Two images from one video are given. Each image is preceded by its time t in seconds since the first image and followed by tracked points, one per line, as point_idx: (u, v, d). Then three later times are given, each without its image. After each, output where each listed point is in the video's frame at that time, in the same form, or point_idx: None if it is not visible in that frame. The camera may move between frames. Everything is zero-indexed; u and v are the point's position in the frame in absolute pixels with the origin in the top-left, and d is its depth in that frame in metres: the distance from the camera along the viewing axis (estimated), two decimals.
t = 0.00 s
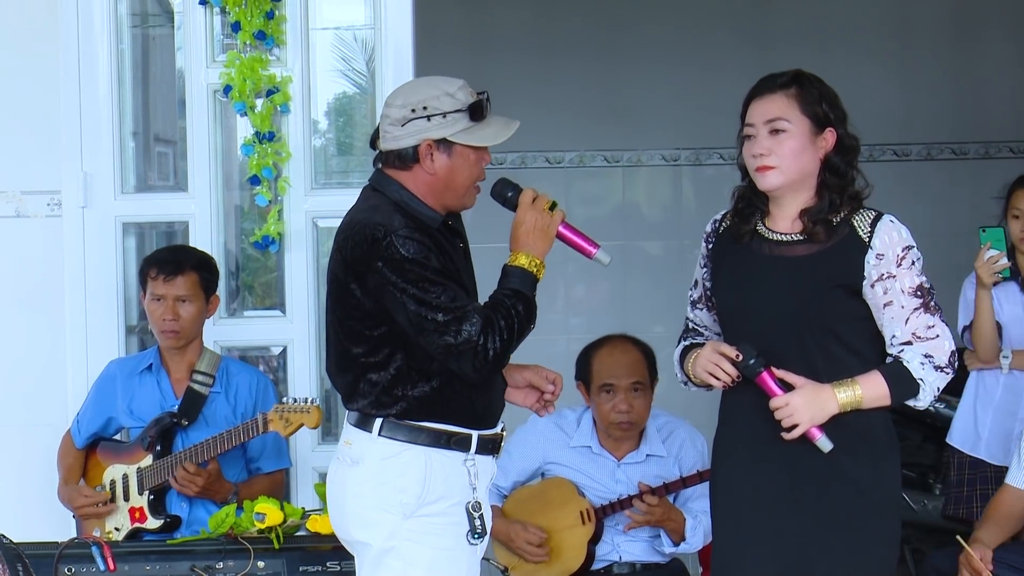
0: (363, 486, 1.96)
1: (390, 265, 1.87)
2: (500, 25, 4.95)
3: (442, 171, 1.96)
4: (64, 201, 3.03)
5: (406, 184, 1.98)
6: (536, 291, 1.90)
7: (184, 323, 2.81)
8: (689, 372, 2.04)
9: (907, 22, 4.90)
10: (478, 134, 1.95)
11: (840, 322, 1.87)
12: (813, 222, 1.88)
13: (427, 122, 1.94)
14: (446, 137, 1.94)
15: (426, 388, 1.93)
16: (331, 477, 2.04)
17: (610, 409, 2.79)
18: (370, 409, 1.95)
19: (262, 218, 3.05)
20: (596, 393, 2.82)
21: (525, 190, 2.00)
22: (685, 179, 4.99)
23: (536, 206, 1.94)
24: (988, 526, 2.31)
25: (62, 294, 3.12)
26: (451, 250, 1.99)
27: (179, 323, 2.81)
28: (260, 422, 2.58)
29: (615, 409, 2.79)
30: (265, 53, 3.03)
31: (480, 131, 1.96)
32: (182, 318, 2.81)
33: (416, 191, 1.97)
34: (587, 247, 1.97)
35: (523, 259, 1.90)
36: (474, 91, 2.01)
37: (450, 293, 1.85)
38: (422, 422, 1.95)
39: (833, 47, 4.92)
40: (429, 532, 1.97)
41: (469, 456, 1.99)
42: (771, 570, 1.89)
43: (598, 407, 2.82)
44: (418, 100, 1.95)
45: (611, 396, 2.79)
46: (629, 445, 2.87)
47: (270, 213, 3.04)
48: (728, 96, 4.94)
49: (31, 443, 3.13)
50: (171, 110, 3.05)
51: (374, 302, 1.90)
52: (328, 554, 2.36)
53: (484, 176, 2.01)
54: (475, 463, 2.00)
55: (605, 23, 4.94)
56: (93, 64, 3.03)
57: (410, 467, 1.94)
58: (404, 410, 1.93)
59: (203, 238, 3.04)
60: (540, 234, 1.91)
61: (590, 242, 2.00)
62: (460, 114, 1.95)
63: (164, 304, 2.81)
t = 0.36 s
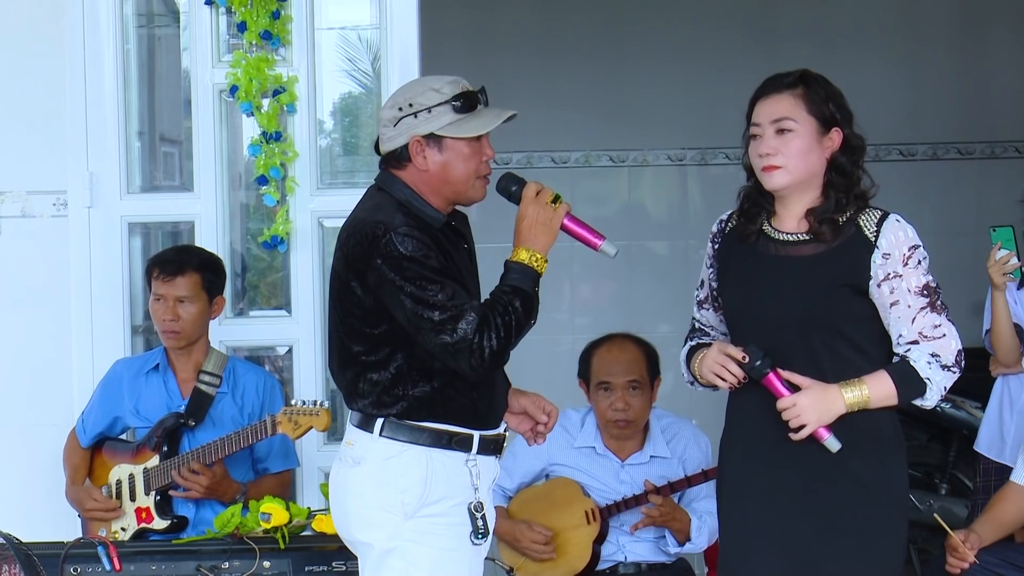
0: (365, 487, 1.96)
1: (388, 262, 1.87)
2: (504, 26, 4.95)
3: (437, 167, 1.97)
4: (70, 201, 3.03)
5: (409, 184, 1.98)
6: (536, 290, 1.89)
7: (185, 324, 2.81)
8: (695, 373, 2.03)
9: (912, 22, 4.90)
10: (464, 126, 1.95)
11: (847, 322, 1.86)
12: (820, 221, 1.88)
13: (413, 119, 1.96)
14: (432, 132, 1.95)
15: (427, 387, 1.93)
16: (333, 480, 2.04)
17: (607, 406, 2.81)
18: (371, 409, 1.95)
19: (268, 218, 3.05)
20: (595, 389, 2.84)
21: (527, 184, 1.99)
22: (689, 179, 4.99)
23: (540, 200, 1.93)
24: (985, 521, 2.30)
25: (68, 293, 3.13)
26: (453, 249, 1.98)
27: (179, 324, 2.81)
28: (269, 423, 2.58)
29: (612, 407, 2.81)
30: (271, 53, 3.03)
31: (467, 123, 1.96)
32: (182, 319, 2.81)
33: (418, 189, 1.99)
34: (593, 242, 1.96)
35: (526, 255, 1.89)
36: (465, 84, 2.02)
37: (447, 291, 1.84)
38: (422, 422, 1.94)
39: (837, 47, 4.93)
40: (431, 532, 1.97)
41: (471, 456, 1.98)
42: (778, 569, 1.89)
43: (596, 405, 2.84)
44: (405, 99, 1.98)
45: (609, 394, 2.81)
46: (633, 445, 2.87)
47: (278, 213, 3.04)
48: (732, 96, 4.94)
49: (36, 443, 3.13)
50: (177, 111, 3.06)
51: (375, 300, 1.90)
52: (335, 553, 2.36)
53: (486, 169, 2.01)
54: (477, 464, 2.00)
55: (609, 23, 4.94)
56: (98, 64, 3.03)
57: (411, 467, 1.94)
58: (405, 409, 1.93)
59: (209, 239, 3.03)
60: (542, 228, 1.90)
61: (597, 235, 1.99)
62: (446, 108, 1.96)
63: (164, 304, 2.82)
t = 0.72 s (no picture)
0: (359, 490, 1.96)
1: (374, 259, 1.88)
2: (506, 25, 4.95)
3: (429, 167, 1.98)
4: (73, 201, 3.03)
5: (407, 186, 2.00)
6: (526, 288, 1.87)
7: (182, 324, 2.80)
8: (700, 373, 2.03)
9: (915, 21, 4.90)
10: (447, 122, 1.96)
11: (851, 322, 1.86)
12: (823, 222, 1.88)
13: (401, 122, 1.98)
14: (418, 133, 1.96)
15: (419, 387, 1.93)
16: (334, 483, 2.05)
17: (601, 405, 2.82)
18: (365, 410, 1.95)
19: (271, 218, 3.06)
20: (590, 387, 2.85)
21: (523, 180, 1.98)
22: (692, 179, 4.99)
23: (532, 195, 1.93)
24: (996, 521, 2.31)
25: (72, 294, 3.13)
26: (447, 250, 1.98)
27: (176, 324, 2.80)
28: (273, 425, 2.59)
29: (606, 406, 2.82)
30: (274, 53, 3.03)
31: (451, 120, 1.96)
32: (179, 319, 2.80)
33: (415, 191, 2.00)
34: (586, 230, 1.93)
35: (517, 251, 1.88)
36: (453, 83, 2.03)
37: (432, 286, 1.84)
38: (415, 424, 1.94)
39: (839, 47, 4.93)
40: (425, 536, 1.96)
41: (466, 460, 1.97)
42: (783, 570, 1.89)
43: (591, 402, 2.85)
44: (392, 104, 2.01)
45: (602, 392, 2.82)
46: (636, 446, 2.87)
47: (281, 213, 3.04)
48: (735, 96, 4.94)
49: (39, 444, 3.13)
50: (180, 111, 3.05)
51: (364, 298, 1.92)
52: (338, 553, 2.36)
53: (478, 166, 1.99)
54: (473, 466, 1.98)
55: (611, 23, 4.94)
56: (101, 64, 3.03)
57: (404, 470, 1.94)
58: (398, 409, 1.93)
59: (210, 239, 3.03)
60: (532, 223, 1.89)
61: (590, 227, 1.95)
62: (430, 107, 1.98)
63: (163, 304, 2.81)
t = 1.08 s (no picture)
0: (368, 490, 1.97)
1: (372, 257, 1.90)
2: (508, 25, 4.95)
3: (436, 165, 1.99)
4: (75, 201, 3.03)
5: (417, 187, 2.02)
6: (523, 281, 1.86)
7: (184, 325, 2.81)
8: (702, 374, 2.03)
9: (917, 21, 4.90)
10: (445, 120, 1.96)
11: (853, 322, 1.86)
12: (827, 222, 1.88)
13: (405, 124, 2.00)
14: (418, 133, 1.98)
15: (424, 385, 1.93)
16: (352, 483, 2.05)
17: (596, 404, 2.82)
18: (376, 410, 1.95)
19: (273, 218, 3.06)
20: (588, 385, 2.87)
21: (524, 172, 1.97)
22: (694, 179, 4.99)
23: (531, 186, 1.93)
24: (993, 522, 2.30)
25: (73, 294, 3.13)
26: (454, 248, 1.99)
27: (178, 325, 2.80)
28: (275, 427, 2.60)
29: (600, 406, 2.82)
30: (276, 53, 3.03)
31: (449, 117, 1.97)
32: (181, 320, 2.81)
33: (423, 192, 2.02)
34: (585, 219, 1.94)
35: (514, 242, 1.87)
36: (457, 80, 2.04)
37: (426, 280, 1.85)
38: (425, 423, 1.93)
39: (841, 47, 4.92)
40: (435, 535, 1.95)
41: (477, 458, 1.95)
42: (785, 570, 1.89)
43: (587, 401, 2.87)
44: (400, 106, 2.05)
45: (598, 390, 2.83)
46: (637, 446, 2.87)
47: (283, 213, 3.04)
48: (737, 96, 4.93)
49: (41, 443, 3.13)
50: (182, 111, 3.05)
51: (366, 297, 1.94)
52: (339, 553, 2.36)
53: (484, 160, 1.99)
54: (485, 465, 1.96)
55: (613, 23, 4.94)
56: (103, 64, 3.03)
57: (413, 468, 1.93)
58: (404, 408, 1.93)
59: (213, 240, 3.04)
60: (529, 216, 1.89)
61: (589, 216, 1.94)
62: (430, 106, 1.99)
63: (165, 305, 2.81)
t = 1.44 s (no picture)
0: (380, 479, 1.98)
1: (381, 249, 1.92)
2: (508, 26, 4.95)
3: (450, 158, 2.00)
4: (76, 201, 3.04)
5: (433, 181, 2.03)
6: (525, 272, 1.85)
7: (186, 326, 2.81)
8: (702, 373, 2.03)
9: (918, 21, 4.90)
10: (455, 113, 1.98)
11: (853, 322, 1.86)
12: (827, 222, 1.87)
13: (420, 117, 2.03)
14: (431, 127, 2.00)
15: (433, 377, 1.93)
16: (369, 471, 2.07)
17: (596, 405, 2.83)
18: (389, 401, 1.97)
19: (275, 217, 3.06)
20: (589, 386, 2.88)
21: (534, 163, 1.94)
22: (695, 179, 4.99)
23: (537, 177, 1.91)
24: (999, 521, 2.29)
25: (74, 294, 3.13)
26: (465, 241, 1.99)
27: (180, 326, 2.81)
28: (277, 427, 2.59)
29: (600, 406, 2.83)
30: (277, 53, 3.04)
31: (460, 110, 1.98)
32: (183, 321, 2.81)
33: (440, 185, 2.03)
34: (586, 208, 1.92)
35: (516, 233, 1.87)
36: (471, 73, 2.05)
37: (429, 273, 1.86)
38: (435, 416, 1.93)
39: (841, 47, 4.92)
40: (442, 528, 1.95)
41: (485, 452, 1.94)
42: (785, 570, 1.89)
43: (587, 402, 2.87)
44: (417, 102, 2.07)
45: (598, 391, 2.84)
46: (638, 447, 2.86)
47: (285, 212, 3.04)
48: (738, 96, 4.94)
49: (42, 443, 3.13)
50: (183, 111, 3.05)
51: (377, 289, 1.95)
52: (340, 553, 2.36)
53: (497, 152, 1.99)
54: (494, 460, 1.95)
55: (614, 23, 4.94)
56: (104, 64, 3.03)
57: (420, 459, 1.94)
58: (414, 400, 1.94)
59: (215, 239, 3.04)
60: (534, 207, 1.88)
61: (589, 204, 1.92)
62: (442, 99, 2.01)
63: (166, 306, 2.82)
